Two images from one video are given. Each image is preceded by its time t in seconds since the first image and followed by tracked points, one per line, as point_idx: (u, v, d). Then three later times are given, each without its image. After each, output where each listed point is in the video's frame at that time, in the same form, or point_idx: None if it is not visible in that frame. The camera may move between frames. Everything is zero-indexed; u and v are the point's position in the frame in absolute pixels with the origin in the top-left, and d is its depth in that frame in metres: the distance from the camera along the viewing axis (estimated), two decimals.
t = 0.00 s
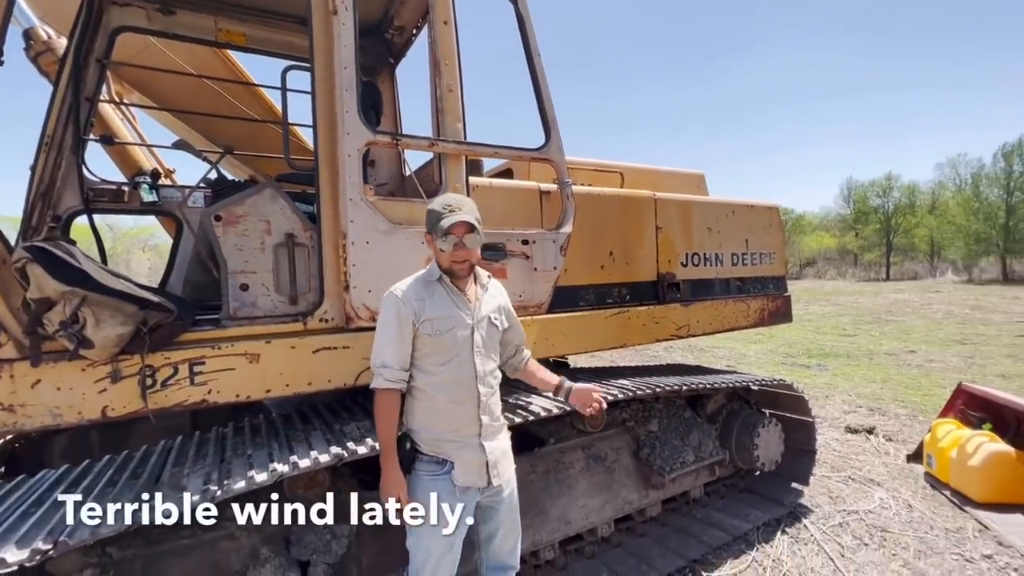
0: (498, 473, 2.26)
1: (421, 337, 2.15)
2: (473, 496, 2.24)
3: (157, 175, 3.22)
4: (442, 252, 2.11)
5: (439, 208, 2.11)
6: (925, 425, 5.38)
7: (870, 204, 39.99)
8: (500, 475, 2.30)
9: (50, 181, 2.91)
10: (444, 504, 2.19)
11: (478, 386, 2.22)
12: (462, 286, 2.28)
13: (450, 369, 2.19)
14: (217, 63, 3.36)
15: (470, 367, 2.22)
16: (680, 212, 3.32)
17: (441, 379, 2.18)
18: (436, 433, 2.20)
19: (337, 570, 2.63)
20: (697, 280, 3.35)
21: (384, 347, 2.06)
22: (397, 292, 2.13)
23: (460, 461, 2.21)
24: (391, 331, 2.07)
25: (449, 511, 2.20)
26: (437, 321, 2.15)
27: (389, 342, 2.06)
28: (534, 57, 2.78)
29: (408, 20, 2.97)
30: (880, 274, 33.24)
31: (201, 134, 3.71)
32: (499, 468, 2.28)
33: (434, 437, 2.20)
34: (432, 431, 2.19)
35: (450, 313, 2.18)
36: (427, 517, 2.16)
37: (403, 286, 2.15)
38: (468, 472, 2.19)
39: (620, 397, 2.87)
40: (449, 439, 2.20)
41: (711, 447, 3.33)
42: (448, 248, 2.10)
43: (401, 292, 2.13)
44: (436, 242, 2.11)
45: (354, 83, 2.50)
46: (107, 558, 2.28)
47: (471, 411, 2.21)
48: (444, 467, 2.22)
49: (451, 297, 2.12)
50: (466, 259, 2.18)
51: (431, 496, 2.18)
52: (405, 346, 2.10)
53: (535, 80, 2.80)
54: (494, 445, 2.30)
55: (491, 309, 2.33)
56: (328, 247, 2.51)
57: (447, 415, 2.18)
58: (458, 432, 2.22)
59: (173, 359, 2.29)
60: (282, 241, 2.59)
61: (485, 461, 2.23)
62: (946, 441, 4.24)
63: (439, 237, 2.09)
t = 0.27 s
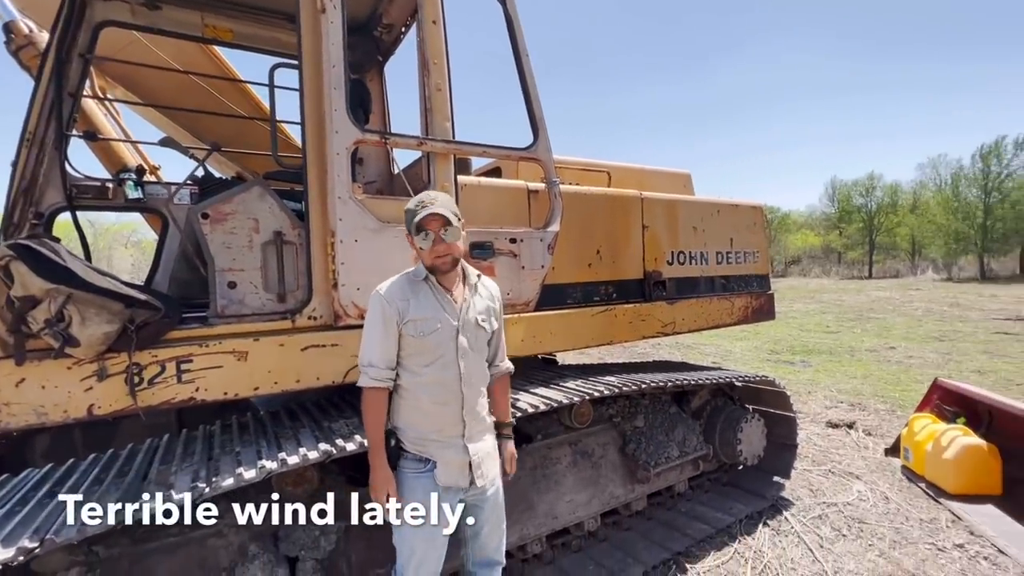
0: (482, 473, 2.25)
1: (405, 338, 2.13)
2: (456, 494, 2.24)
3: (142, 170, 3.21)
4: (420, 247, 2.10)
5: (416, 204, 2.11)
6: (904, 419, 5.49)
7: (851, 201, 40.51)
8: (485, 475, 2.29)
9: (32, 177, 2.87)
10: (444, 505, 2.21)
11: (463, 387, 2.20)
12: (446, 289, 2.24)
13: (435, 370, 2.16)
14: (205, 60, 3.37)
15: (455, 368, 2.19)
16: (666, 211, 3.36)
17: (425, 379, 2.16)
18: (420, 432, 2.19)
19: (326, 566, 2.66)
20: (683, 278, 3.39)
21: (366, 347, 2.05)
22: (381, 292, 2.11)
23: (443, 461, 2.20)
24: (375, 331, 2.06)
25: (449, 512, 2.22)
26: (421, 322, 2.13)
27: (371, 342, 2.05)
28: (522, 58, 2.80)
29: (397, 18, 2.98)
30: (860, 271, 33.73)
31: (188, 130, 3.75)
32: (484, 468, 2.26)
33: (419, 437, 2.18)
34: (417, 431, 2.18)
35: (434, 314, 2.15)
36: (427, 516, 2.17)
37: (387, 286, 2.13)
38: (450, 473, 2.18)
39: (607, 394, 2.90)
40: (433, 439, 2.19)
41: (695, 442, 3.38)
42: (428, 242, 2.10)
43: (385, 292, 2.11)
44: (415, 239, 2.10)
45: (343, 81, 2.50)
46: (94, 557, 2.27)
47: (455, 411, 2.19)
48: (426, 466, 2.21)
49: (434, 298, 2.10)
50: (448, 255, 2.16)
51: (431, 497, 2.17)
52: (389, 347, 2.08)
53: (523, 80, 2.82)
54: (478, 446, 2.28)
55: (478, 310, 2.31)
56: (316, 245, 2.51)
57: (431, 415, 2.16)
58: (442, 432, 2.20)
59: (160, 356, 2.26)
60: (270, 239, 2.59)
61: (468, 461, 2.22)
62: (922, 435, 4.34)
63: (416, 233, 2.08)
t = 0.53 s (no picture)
0: (463, 478, 2.21)
1: (381, 342, 2.08)
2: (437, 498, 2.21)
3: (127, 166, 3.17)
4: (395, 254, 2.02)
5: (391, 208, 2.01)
6: (886, 415, 5.57)
7: (834, 199, 40.94)
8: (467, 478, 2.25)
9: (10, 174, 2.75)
10: (444, 506, 2.24)
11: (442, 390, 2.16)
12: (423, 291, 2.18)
13: (412, 374, 2.11)
14: (190, 53, 3.36)
15: (433, 371, 2.15)
16: (654, 210, 3.38)
17: (402, 384, 2.12)
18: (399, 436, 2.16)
19: (314, 564, 2.65)
20: (671, 277, 3.41)
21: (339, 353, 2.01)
22: (353, 296, 2.05)
23: (422, 465, 2.17)
24: (348, 338, 2.01)
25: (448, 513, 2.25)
26: (396, 325, 2.07)
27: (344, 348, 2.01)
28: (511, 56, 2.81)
29: (385, 14, 2.98)
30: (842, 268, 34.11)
31: (173, 126, 3.72)
32: (465, 472, 2.23)
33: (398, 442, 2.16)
34: (396, 435, 2.15)
35: (409, 317, 2.09)
36: (427, 516, 2.17)
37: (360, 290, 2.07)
38: (429, 477, 2.16)
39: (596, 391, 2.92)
40: (412, 442, 2.16)
41: (682, 438, 3.41)
42: (404, 248, 2.01)
43: (358, 296, 2.05)
44: (389, 244, 2.01)
45: (331, 77, 2.48)
46: (77, 558, 2.22)
47: (434, 415, 2.15)
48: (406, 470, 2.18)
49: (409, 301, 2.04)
50: (426, 260, 2.08)
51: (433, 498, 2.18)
52: (363, 352, 2.03)
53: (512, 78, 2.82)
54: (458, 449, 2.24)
55: (460, 309, 2.25)
56: (304, 242, 2.49)
57: (408, 420, 2.13)
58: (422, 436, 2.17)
59: (144, 355, 2.22)
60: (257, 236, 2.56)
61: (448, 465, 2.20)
62: (903, 431, 4.40)
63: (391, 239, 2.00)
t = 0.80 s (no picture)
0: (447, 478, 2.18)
1: (353, 349, 2.03)
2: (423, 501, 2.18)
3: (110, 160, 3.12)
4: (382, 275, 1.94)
5: (379, 226, 1.92)
6: (871, 412, 5.64)
7: (818, 198, 41.31)
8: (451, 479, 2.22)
9: None
10: (445, 505, 2.26)
11: (419, 394, 2.12)
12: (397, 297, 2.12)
13: (387, 379, 2.07)
14: (174, 47, 3.33)
15: (409, 376, 2.10)
16: (643, 209, 3.39)
17: (378, 390, 2.07)
18: (379, 443, 2.13)
19: (302, 564, 2.64)
20: (660, 275, 3.42)
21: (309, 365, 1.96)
22: (320, 304, 1.99)
23: (405, 471, 2.14)
24: (316, 347, 1.96)
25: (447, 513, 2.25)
26: (367, 332, 2.02)
27: (313, 360, 1.96)
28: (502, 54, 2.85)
29: (375, 10, 2.97)
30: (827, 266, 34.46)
31: (157, 122, 3.68)
32: (448, 473, 2.20)
33: (378, 445, 2.13)
34: (375, 442, 2.12)
35: (381, 322, 2.04)
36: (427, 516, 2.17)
37: (327, 297, 2.01)
38: (412, 482, 2.13)
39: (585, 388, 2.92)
40: (392, 448, 2.13)
41: (671, 435, 3.43)
42: (394, 266, 1.91)
43: (325, 304, 1.99)
44: (377, 261, 1.91)
45: (319, 73, 2.46)
46: (59, 560, 2.18)
47: (413, 420, 2.12)
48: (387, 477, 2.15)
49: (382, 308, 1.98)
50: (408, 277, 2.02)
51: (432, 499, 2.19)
52: (333, 362, 1.98)
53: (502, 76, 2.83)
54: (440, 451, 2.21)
55: (434, 310, 2.21)
56: (292, 240, 2.47)
57: (386, 427, 2.09)
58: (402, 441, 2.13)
59: (128, 354, 2.17)
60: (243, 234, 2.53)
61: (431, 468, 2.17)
62: (885, 427, 4.45)
63: (379, 263, 1.92)
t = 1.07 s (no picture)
0: (438, 474, 2.18)
1: (346, 350, 1.98)
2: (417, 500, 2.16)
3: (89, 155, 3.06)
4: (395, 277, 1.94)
5: (398, 229, 1.90)
6: (854, 409, 5.69)
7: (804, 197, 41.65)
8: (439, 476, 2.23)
9: None
10: (445, 505, 2.28)
11: (412, 394, 2.11)
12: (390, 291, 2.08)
13: (381, 380, 2.05)
14: (157, 40, 3.28)
15: (401, 374, 2.08)
16: (632, 208, 3.39)
17: (371, 391, 2.04)
18: (371, 444, 2.10)
19: (287, 564, 2.61)
20: (648, 274, 3.43)
21: (298, 368, 1.87)
22: (311, 304, 1.91)
23: (397, 471, 2.13)
24: (308, 350, 1.87)
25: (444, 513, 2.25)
26: (363, 332, 1.98)
27: (305, 363, 1.87)
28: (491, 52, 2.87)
29: (363, 5, 2.94)
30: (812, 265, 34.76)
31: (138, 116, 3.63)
32: (438, 470, 2.20)
33: (370, 446, 2.10)
34: (367, 444, 2.09)
35: (376, 322, 2.01)
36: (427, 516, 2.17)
37: (319, 297, 1.93)
38: (406, 482, 2.12)
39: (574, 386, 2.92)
40: (386, 449, 2.11)
41: (658, 432, 3.44)
42: (416, 273, 1.92)
43: (318, 303, 1.92)
44: (399, 269, 1.90)
45: (305, 68, 2.43)
46: (37, 562, 2.12)
47: (406, 419, 2.10)
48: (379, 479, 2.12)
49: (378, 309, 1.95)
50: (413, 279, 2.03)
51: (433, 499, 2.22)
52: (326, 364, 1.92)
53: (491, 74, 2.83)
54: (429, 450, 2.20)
55: (421, 309, 2.20)
56: (277, 237, 2.44)
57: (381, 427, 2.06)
58: (394, 442, 2.12)
59: (109, 352, 2.12)
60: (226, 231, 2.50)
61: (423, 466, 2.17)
62: (868, 423, 4.49)
63: (395, 266, 1.91)
